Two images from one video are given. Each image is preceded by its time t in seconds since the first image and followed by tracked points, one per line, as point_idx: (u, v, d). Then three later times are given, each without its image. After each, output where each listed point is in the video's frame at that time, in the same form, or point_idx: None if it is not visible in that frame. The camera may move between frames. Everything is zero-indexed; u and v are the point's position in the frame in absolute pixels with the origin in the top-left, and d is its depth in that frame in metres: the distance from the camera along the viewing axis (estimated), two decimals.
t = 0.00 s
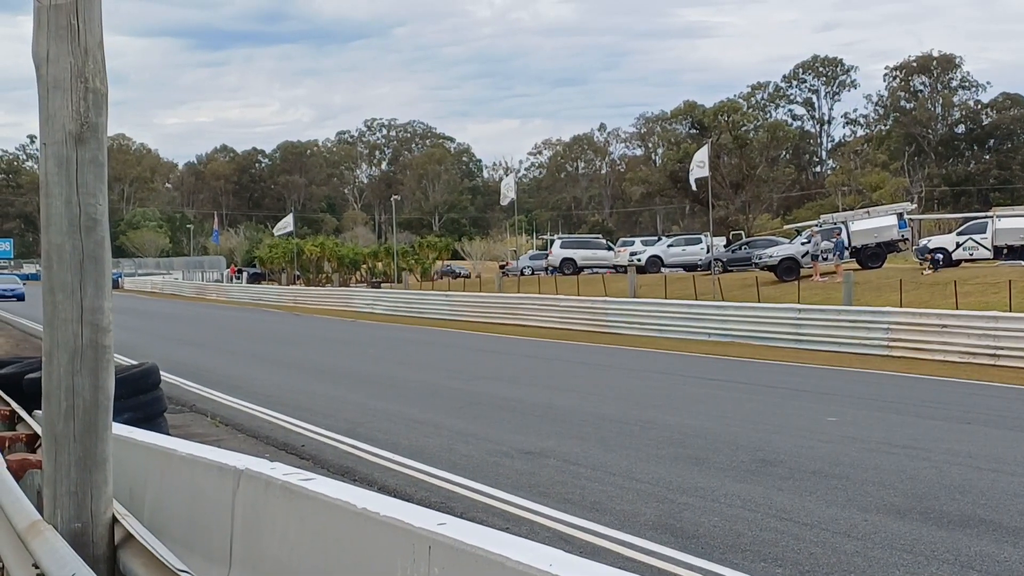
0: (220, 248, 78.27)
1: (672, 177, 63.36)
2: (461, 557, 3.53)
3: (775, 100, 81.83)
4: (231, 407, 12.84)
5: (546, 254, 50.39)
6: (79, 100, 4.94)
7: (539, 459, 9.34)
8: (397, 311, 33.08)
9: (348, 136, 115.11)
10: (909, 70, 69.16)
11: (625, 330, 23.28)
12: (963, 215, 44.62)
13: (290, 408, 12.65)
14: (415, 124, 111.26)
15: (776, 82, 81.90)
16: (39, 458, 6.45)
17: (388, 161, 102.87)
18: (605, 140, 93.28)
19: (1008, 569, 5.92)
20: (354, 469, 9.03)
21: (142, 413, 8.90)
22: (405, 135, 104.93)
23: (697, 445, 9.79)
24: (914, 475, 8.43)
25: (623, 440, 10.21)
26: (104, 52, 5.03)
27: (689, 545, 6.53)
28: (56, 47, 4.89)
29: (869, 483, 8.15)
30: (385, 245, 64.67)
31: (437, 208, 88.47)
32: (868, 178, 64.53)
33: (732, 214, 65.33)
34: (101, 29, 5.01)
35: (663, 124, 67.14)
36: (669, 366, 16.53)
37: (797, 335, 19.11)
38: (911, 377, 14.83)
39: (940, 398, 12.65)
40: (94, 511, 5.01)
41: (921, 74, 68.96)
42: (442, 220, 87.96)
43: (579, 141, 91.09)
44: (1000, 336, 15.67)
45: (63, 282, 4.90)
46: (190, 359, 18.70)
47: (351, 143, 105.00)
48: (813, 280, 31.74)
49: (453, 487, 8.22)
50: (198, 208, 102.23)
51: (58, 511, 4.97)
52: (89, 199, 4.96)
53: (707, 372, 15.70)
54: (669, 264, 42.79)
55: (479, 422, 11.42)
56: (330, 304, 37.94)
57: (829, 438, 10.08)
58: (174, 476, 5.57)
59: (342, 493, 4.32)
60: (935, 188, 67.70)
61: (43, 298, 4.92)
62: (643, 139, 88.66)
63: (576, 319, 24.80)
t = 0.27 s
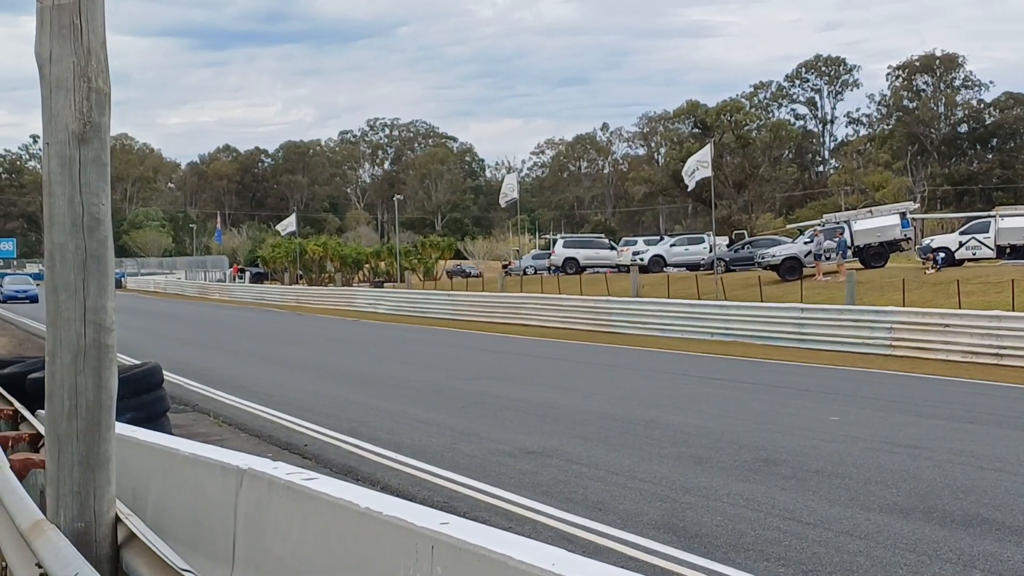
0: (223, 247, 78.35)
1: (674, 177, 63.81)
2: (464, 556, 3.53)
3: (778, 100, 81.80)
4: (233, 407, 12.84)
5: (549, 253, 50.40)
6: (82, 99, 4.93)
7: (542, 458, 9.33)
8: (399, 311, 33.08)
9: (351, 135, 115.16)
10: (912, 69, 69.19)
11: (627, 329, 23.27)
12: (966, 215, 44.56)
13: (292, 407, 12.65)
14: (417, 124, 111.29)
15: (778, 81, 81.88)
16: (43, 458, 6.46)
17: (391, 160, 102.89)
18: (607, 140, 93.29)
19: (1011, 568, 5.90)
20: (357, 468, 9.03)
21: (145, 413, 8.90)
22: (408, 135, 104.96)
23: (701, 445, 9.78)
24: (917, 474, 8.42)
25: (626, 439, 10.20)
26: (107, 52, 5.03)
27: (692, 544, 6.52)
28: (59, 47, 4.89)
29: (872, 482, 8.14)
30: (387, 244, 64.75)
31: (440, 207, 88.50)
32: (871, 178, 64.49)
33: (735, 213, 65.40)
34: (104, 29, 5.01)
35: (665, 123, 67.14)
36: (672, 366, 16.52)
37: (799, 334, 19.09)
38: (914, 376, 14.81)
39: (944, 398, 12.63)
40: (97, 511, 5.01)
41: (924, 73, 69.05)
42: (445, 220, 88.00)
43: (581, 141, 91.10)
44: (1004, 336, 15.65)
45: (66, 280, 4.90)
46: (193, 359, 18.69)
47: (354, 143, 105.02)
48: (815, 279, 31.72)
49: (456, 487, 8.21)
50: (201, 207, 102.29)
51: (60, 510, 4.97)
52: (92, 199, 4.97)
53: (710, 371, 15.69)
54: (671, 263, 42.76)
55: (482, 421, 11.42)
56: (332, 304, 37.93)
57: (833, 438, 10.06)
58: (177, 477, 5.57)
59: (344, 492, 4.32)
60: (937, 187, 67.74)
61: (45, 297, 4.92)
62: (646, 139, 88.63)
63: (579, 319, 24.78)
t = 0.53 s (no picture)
0: (229, 247, 78.47)
1: (680, 175, 63.86)
2: (469, 556, 3.52)
3: (784, 99, 81.66)
4: (239, 406, 12.85)
5: (555, 252, 50.43)
6: (88, 99, 4.93)
7: (548, 457, 9.31)
8: (405, 310, 33.09)
9: (357, 135, 115.24)
10: (918, 68, 69.02)
11: (633, 329, 23.24)
12: (973, 214, 44.42)
13: (298, 407, 12.65)
14: (423, 123, 111.30)
15: (784, 80, 81.74)
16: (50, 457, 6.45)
17: (397, 160, 102.90)
18: (613, 139, 93.15)
19: (1018, 568, 5.87)
20: (362, 468, 9.03)
21: (152, 412, 8.91)
22: (414, 134, 104.96)
23: (707, 444, 9.76)
24: (924, 473, 8.38)
25: (632, 438, 10.18)
26: (113, 52, 5.02)
27: (698, 543, 6.50)
28: (65, 48, 4.89)
29: (879, 481, 8.10)
30: (394, 244, 64.80)
31: (445, 207, 88.53)
32: (877, 177, 64.35)
33: (741, 213, 65.27)
34: (110, 28, 5.00)
35: (671, 123, 67.08)
36: (678, 365, 16.49)
37: (805, 334, 19.05)
38: (921, 376, 14.75)
39: (950, 397, 12.58)
40: (104, 510, 5.00)
41: (930, 72, 68.84)
42: (451, 220, 87.92)
43: (587, 140, 90.90)
44: (1011, 335, 15.59)
45: (73, 280, 4.89)
46: (199, 358, 18.69)
47: (359, 143, 105.05)
48: (822, 279, 31.66)
49: (463, 487, 8.19)
50: (207, 207, 102.45)
51: (67, 510, 4.96)
52: (98, 199, 4.96)
53: (716, 370, 15.67)
54: (677, 262, 42.72)
55: (488, 420, 11.41)
56: (338, 303, 37.94)
57: (839, 437, 10.03)
58: (183, 476, 5.56)
59: (350, 492, 4.30)
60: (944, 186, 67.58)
61: (52, 298, 4.91)
62: (652, 138, 88.56)
63: (585, 318, 24.75)
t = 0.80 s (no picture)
0: (234, 246, 78.58)
1: (686, 175, 63.94)
2: (476, 556, 3.51)
3: (790, 98, 81.54)
4: (245, 405, 12.86)
5: (560, 252, 50.41)
6: (95, 98, 4.94)
7: (554, 457, 9.31)
8: (410, 309, 33.11)
9: (362, 134, 115.29)
10: (924, 67, 68.89)
11: (638, 328, 23.23)
12: (980, 214, 44.29)
13: (304, 406, 12.66)
14: (428, 122, 111.30)
15: (790, 79, 81.62)
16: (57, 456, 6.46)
17: (402, 159, 102.90)
18: (618, 139, 93.12)
19: None
20: (368, 467, 9.03)
21: (158, 412, 8.92)
22: (419, 134, 104.97)
23: (713, 444, 9.74)
24: (930, 473, 8.36)
25: (637, 438, 10.17)
26: (120, 51, 5.01)
27: (704, 543, 6.49)
28: (71, 49, 4.89)
29: (886, 481, 8.07)
30: (399, 243, 64.85)
31: (450, 206, 88.56)
32: (882, 176, 64.26)
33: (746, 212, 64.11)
34: (116, 27, 4.99)
35: (676, 122, 67.03)
36: (683, 364, 16.46)
37: (811, 333, 19.02)
38: (927, 375, 14.71)
39: (956, 397, 12.55)
40: (110, 509, 5.01)
41: (936, 72, 68.68)
42: (456, 219, 87.97)
43: (592, 139, 90.85)
44: (1017, 335, 15.55)
45: (80, 279, 4.90)
46: (205, 358, 18.70)
47: (365, 142, 105.09)
48: (827, 278, 31.62)
49: (469, 486, 8.18)
50: (212, 206, 102.58)
51: (73, 509, 4.97)
52: (105, 199, 4.96)
53: (721, 370, 15.64)
54: (682, 262, 42.66)
55: (493, 420, 11.41)
56: (343, 302, 37.99)
57: (845, 437, 10.01)
58: (190, 476, 5.57)
59: (356, 492, 4.29)
60: (950, 185, 67.44)
61: (59, 297, 4.92)
62: (657, 137, 88.50)
63: (590, 318, 24.73)
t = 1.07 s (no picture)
0: (236, 246, 78.65)
1: (688, 175, 63.90)
2: (480, 556, 3.50)
3: (792, 98, 81.51)
4: (248, 405, 12.86)
5: (563, 252, 50.43)
6: (98, 99, 4.93)
7: (556, 456, 9.31)
8: (413, 309, 33.11)
9: (364, 134, 115.34)
10: (926, 67, 68.82)
11: (640, 328, 23.23)
12: (982, 214, 44.23)
13: (307, 406, 12.66)
14: (430, 122, 111.34)
15: (792, 79, 81.57)
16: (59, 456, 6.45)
17: (404, 159, 102.90)
18: (620, 139, 93.10)
19: None
20: (371, 467, 9.03)
21: (160, 412, 8.92)
22: (422, 134, 104.99)
23: (715, 443, 9.75)
24: (933, 473, 8.34)
25: (640, 437, 10.17)
26: (123, 51, 5.01)
27: (706, 542, 6.49)
28: (75, 49, 4.89)
29: (888, 481, 8.06)
30: (401, 243, 64.83)
31: (453, 206, 88.56)
32: (885, 176, 64.17)
33: (749, 212, 65.28)
34: (119, 28, 4.99)
35: (678, 122, 66.99)
36: (686, 364, 16.45)
37: (813, 333, 19.01)
38: (930, 375, 14.69)
39: (958, 396, 12.54)
40: (113, 509, 5.01)
41: (938, 71, 68.62)
42: (458, 219, 87.97)
43: (594, 139, 90.80)
44: (1019, 334, 15.53)
45: (82, 279, 4.89)
46: (208, 358, 18.70)
47: (367, 143, 105.13)
48: (830, 278, 31.62)
49: (471, 486, 8.18)
50: (214, 206, 102.64)
51: (76, 509, 4.96)
52: (107, 198, 4.96)
53: (724, 370, 15.63)
54: (685, 262, 42.63)
55: (495, 419, 11.40)
56: (346, 302, 37.97)
57: (848, 436, 10.01)
58: (193, 475, 5.55)
59: (359, 492, 4.29)
60: (952, 185, 67.42)
61: (62, 298, 4.92)
62: (659, 137, 88.53)
63: (593, 317, 24.72)
